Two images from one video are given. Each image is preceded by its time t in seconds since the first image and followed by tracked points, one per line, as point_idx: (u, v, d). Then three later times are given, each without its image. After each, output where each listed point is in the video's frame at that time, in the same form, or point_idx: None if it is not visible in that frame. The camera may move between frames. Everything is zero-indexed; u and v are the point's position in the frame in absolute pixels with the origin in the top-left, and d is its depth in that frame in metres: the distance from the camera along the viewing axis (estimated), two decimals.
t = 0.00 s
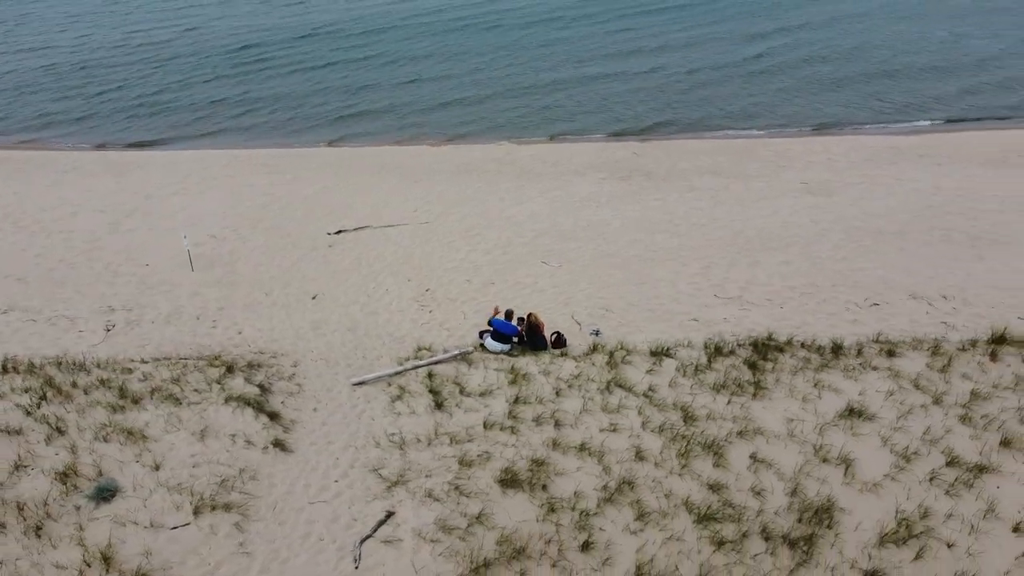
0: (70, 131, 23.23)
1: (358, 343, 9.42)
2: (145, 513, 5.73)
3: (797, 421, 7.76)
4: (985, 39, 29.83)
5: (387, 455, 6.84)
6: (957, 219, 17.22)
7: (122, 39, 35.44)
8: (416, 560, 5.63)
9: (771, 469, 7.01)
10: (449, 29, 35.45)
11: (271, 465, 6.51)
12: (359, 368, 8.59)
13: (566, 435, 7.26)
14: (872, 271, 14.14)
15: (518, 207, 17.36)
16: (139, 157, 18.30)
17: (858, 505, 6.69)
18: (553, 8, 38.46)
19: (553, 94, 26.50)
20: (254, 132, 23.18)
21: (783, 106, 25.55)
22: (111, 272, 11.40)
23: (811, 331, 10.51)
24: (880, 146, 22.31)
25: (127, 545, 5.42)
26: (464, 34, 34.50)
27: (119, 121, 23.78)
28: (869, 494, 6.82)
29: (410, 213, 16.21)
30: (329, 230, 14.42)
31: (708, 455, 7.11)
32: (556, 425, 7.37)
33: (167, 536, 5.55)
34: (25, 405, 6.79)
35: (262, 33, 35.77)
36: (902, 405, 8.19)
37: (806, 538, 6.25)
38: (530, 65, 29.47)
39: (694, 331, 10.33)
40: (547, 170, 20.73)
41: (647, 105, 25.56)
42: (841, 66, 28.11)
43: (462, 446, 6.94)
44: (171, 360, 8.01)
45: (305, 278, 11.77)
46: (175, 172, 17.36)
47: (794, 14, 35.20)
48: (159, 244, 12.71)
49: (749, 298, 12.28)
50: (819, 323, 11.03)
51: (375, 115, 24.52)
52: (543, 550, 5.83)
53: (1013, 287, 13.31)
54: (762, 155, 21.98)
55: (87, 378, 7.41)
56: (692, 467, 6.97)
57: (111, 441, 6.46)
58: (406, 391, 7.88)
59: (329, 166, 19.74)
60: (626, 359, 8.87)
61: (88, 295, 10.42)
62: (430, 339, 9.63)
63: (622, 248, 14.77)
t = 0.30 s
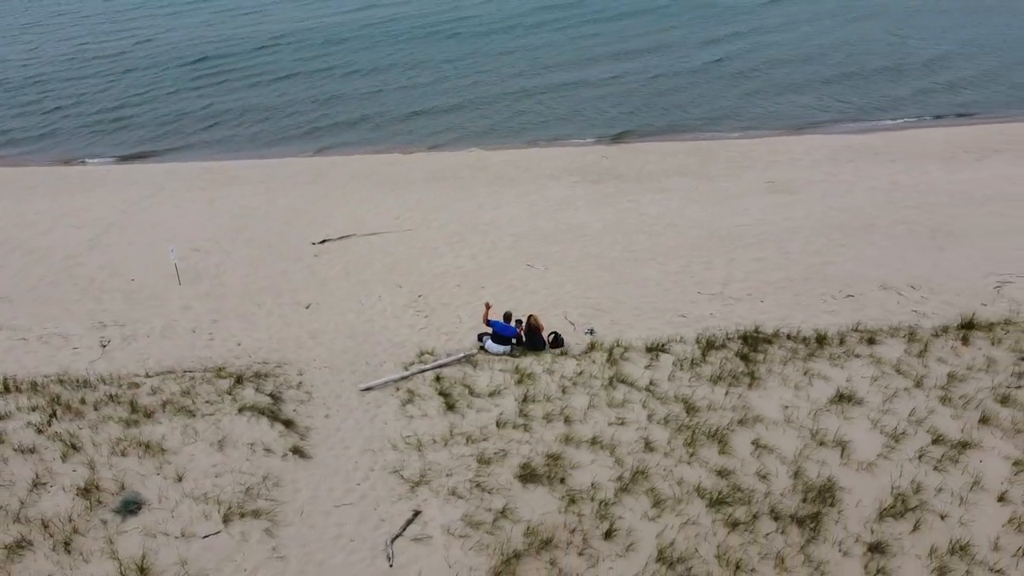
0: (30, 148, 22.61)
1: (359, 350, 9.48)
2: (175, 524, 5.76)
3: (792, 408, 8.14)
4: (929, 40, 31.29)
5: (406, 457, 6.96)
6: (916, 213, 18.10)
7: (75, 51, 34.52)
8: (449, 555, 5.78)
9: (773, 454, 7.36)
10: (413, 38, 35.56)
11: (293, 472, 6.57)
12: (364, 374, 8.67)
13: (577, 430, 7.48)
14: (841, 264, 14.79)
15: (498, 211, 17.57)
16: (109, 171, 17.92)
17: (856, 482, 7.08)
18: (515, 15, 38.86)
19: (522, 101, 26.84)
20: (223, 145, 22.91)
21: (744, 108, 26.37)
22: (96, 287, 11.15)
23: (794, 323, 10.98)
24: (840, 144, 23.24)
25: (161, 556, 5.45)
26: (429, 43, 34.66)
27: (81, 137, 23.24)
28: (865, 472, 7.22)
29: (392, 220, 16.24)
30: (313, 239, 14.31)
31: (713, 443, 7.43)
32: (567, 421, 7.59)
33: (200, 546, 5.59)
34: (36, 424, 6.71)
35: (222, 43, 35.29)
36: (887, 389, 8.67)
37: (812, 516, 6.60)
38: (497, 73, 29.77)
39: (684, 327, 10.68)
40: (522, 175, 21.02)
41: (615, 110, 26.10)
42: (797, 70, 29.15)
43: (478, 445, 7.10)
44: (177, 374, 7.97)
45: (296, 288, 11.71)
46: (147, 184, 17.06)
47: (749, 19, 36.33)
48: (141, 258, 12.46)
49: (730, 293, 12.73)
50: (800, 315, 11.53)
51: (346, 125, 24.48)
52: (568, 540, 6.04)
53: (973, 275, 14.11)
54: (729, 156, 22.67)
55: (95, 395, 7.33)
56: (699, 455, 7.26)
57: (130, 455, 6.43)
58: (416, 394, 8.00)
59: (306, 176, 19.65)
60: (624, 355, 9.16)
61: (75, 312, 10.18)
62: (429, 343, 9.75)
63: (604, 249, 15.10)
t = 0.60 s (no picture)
0: None
1: (360, 356, 9.53)
2: (206, 533, 5.79)
3: (786, 396, 8.54)
4: (877, 42, 32.66)
5: (424, 457, 7.09)
6: (877, 208, 18.95)
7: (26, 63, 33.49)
8: (479, 549, 5.93)
9: (774, 439, 7.72)
10: (377, 46, 35.55)
11: (314, 477, 6.64)
12: (370, 379, 8.74)
13: (587, 424, 7.72)
14: (812, 258, 15.44)
15: (477, 216, 17.75)
16: (79, 185, 17.50)
17: (852, 462, 7.49)
18: (477, 21, 39.15)
19: (491, 107, 27.09)
20: (191, 158, 22.58)
21: (707, 110, 27.12)
22: (81, 303, 10.91)
23: (777, 316, 11.45)
24: (799, 143, 24.12)
25: (197, 565, 5.50)
26: (393, 51, 34.66)
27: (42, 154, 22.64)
28: (860, 452, 7.63)
29: (373, 227, 16.26)
30: (297, 249, 14.22)
31: (717, 432, 7.76)
32: (576, 416, 7.82)
33: (234, 553, 5.64)
34: (48, 442, 6.63)
35: (180, 53, 34.65)
36: (871, 374, 9.17)
37: (816, 495, 6.96)
38: (463, 80, 29.97)
39: (674, 323, 11.03)
40: (497, 180, 21.27)
41: (582, 115, 26.55)
42: (755, 72, 30.10)
43: (493, 443, 7.27)
44: (184, 386, 7.93)
45: (287, 298, 11.66)
46: (119, 198, 16.72)
47: (705, 23, 37.32)
48: (124, 272, 12.20)
49: (712, 289, 13.18)
50: (780, 308, 12.03)
51: (316, 134, 24.37)
52: (592, 529, 6.26)
53: (934, 266, 14.90)
54: (696, 157, 23.32)
55: (104, 410, 7.27)
56: (705, 443, 7.58)
57: (150, 468, 6.42)
58: (426, 397, 8.12)
59: (280, 185, 19.50)
60: (622, 351, 9.46)
61: (64, 328, 9.96)
62: (429, 346, 9.87)
63: (586, 251, 15.42)
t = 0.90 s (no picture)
0: None
1: (363, 362, 9.59)
2: (239, 542, 5.84)
3: (780, 386, 8.94)
4: (828, 44, 33.91)
5: (442, 459, 7.23)
6: (841, 204, 19.73)
7: None
8: (509, 544, 6.11)
9: (774, 427, 8.10)
10: (341, 54, 35.40)
11: (337, 482, 6.72)
12: (377, 385, 8.82)
13: (596, 420, 7.96)
14: (785, 254, 16.05)
15: (457, 221, 17.86)
16: (47, 201, 17.06)
17: (848, 444, 7.90)
18: (440, 26, 39.27)
19: (461, 112, 27.24)
20: (159, 171, 22.20)
21: (673, 112, 27.78)
22: (69, 320, 10.70)
23: (761, 310, 11.90)
24: (762, 143, 24.93)
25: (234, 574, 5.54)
26: (357, 58, 34.51)
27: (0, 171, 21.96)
28: (854, 435, 8.05)
29: (356, 234, 16.21)
30: (282, 259, 14.08)
31: (720, 422, 8.09)
32: (585, 413, 8.06)
33: (270, 560, 5.70)
34: (63, 460, 6.55)
35: (138, 63, 33.88)
36: (855, 362, 9.66)
37: (818, 477, 7.33)
38: (431, 87, 30.04)
39: (664, 320, 11.37)
40: (473, 185, 21.46)
41: (552, 119, 26.91)
42: (715, 75, 30.94)
43: (509, 442, 7.45)
44: (193, 399, 7.89)
45: (280, 309, 11.58)
46: (90, 212, 16.35)
47: (665, 26, 38.10)
48: (108, 288, 11.95)
49: (695, 287, 13.60)
50: (763, 302, 12.52)
51: (286, 144, 24.18)
52: (614, 519, 6.49)
53: (899, 258, 15.66)
54: (665, 158, 23.90)
55: (116, 425, 7.19)
56: (709, 433, 7.89)
57: (173, 481, 6.41)
58: (436, 401, 8.25)
59: (254, 194, 19.24)
60: (621, 349, 9.75)
61: (55, 346, 9.77)
62: (430, 351, 9.99)
63: (569, 253, 15.69)
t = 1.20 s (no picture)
0: None
1: (365, 369, 9.64)
2: (272, 550, 5.89)
3: (772, 376, 9.35)
4: (781, 45, 35.04)
5: (458, 460, 7.37)
6: (804, 200, 20.49)
7: None
8: (536, 538, 6.29)
9: (771, 415, 8.47)
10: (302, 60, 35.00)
11: (360, 488, 6.81)
12: (382, 391, 8.89)
13: (604, 415, 8.21)
14: (758, 249, 16.63)
15: (436, 226, 17.92)
16: (12, 219, 16.52)
17: (841, 428, 8.33)
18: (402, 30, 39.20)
19: (430, 116, 27.24)
20: (125, 186, 21.72)
21: (637, 114, 28.35)
22: (55, 337, 10.44)
23: (743, 304, 12.32)
24: (726, 141, 25.65)
25: None
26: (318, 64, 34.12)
27: None
28: (845, 419, 8.49)
29: (336, 241, 16.09)
30: (267, 269, 13.85)
31: (720, 411, 8.44)
32: (592, 409, 8.30)
33: (305, 566, 5.78)
34: (81, 480, 6.47)
35: (90, 70, 32.83)
36: (839, 351, 10.15)
37: (817, 460, 7.71)
38: (397, 92, 29.95)
39: (653, 317, 11.69)
40: (448, 190, 21.59)
41: (520, 123, 27.17)
42: (676, 76, 31.66)
43: (522, 440, 7.63)
44: (202, 412, 7.86)
45: (272, 320, 11.43)
46: (60, 227, 15.91)
47: (623, 29, 38.72)
48: (92, 305, 11.63)
49: (676, 284, 14.02)
50: (743, 297, 12.99)
51: (255, 153, 23.88)
52: (633, 508, 6.73)
53: (865, 250, 16.40)
54: (633, 159, 24.42)
55: (128, 442, 7.13)
56: (712, 423, 8.22)
57: (196, 495, 6.40)
58: (445, 404, 8.37)
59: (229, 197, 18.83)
60: (618, 346, 10.05)
61: (46, 365, 9.54)
62: (430, 355, 10.10)
63: (550, 255, 15.92)
